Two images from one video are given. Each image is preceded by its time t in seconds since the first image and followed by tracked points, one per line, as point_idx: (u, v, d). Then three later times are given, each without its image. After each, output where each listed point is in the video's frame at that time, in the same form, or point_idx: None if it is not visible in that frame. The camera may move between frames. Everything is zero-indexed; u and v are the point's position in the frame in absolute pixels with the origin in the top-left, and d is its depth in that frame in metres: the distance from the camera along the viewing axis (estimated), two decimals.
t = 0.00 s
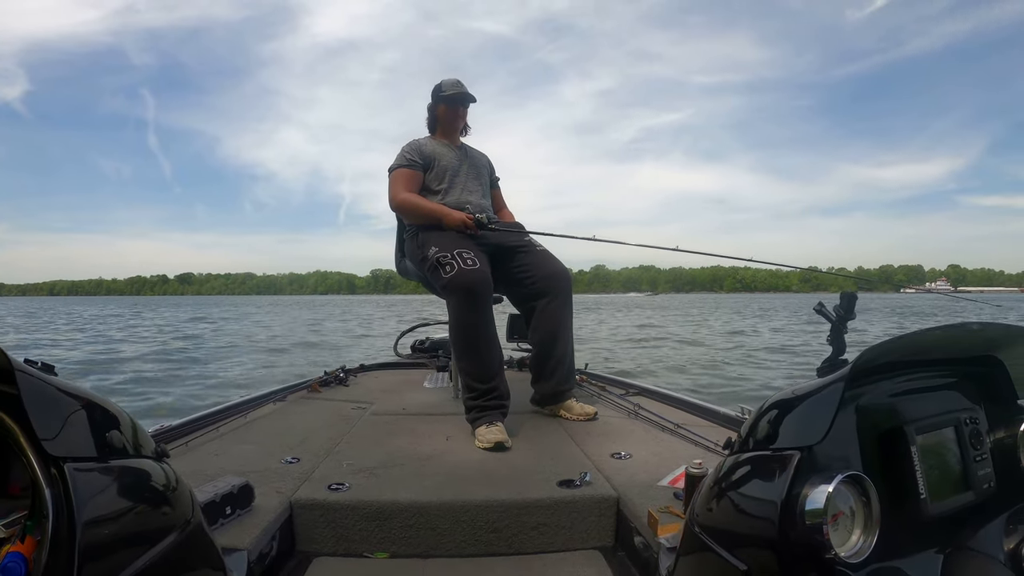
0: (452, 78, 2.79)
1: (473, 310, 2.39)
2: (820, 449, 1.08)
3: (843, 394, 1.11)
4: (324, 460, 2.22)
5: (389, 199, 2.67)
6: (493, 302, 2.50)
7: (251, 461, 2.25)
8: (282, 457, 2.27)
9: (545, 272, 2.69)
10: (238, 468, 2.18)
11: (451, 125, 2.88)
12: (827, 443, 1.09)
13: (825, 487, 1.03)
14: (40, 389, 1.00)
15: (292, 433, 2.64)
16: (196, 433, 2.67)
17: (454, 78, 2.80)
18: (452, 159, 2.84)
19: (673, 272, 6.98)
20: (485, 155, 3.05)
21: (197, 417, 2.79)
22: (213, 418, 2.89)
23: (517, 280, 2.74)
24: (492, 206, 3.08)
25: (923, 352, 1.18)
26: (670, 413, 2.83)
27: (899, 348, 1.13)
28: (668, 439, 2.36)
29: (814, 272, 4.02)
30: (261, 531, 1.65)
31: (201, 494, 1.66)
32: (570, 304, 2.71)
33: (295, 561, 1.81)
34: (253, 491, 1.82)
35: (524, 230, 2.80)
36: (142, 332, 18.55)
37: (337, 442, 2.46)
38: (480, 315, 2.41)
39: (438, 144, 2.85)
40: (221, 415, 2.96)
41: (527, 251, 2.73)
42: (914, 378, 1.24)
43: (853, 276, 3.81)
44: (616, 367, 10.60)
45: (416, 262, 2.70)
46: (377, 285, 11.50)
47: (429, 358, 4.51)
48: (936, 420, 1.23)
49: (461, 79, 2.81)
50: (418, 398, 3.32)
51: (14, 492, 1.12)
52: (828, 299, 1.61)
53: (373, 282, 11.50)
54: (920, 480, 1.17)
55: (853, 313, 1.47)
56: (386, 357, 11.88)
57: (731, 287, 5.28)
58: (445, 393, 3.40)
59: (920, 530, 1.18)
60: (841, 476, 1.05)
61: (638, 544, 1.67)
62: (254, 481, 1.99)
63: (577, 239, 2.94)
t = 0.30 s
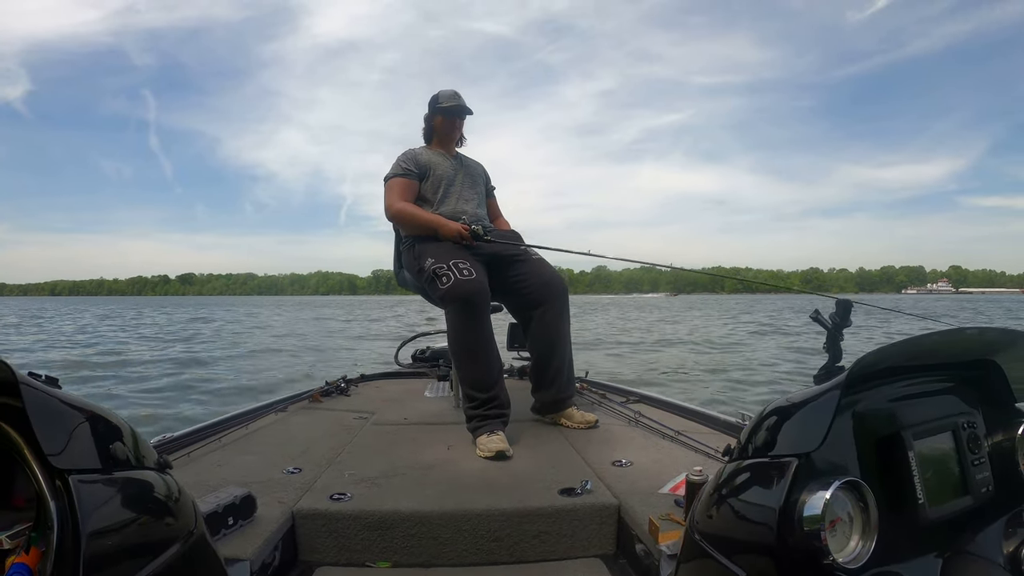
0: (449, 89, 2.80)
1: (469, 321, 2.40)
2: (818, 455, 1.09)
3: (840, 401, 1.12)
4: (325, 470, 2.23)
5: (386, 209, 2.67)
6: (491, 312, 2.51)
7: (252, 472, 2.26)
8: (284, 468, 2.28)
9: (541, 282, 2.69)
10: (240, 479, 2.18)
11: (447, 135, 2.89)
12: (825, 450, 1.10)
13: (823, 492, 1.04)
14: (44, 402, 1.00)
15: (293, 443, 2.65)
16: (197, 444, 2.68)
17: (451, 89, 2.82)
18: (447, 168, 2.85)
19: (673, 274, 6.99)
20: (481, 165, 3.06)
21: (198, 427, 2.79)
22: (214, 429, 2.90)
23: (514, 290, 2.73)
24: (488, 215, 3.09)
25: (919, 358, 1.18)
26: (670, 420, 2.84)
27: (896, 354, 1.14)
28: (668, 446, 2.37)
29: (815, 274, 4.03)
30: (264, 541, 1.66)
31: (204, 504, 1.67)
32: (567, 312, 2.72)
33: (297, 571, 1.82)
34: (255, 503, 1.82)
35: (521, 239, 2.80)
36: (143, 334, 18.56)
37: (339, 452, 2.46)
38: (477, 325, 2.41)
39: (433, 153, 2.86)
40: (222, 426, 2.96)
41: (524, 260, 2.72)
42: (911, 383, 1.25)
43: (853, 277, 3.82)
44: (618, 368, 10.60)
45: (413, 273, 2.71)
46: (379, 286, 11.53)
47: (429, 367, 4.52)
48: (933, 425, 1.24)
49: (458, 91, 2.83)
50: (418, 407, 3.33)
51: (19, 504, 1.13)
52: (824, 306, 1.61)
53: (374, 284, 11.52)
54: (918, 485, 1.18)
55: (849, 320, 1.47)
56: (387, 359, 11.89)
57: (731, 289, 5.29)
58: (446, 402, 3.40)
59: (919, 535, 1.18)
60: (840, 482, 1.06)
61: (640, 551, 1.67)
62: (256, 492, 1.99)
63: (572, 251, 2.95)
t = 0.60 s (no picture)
0: (443, 96, 2.80)
1: (475, 328, 2.40)
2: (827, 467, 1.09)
3: (849, 413, 1.12)
4: (330, 474, 2.23)
5: (388, 219, 2.69)
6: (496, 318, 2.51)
7: (257, 475, 2.26)
8: (288, 471, 2.28)
9: (546, 287, 2.69)
10: (245, 482, 2.19)
11: (444, 142, 2.90)
12: (834, 461, 1.10)
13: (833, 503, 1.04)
14: (55, 401, 1.01)
15: (297, 446, 2.66)
16: (201, 446, 2.69)
17: (445, 95, 2.82)
18: (447, 175, 2.86)
19: (676, 275, 7.00)
20: (481, 168, 3.06)
21: (203, 430, 2.80)
22: (219, 432, 2.91)
23: (519, 296, 2.74)
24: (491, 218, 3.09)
25: (928, 370, 1.18)
26: (675, 428, 2.84)
27: (904, 367, 1.14)
28: (673, 455, 2.37)
29: (818, 274, 4.03)
30: (269, 544, 1.67)
31: (210, 507, 1.68)
32: (571, 319, 2.72)
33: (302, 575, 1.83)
34: (260, 506, 1.83)
35: (525, 246, 2.80)
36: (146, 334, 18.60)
37: (343, 457, 2.47)
38: (482, 332, 2.42)
39: (432, 161, 2.87)
40: (226, 428, 2.97)
41: (528, 267, 2.72)
42: (919, 396, 1.25)
43: (856, 278, 3.82)
44: (621, 368, 10.60)
45: (419, 280, 2.72)
46: (381, 286, 11.53)
47: (433, 372, 4.53)
48: (941, 437, 1.24)
49: (452, 96, 2.83)
50: (422, 412, 3.33)
51: (27, 504, 1.13)
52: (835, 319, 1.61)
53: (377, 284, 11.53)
54: (925, 496, 1.18)
55: (860, 332, 1.47)
56: (390, 359, 11.91)
57: (735, 288, 5.29)
58: (449, 407, 3.41)
59: (925, 546, 1.19)
60: (849, 492, 1.06)
61: (645, 559, 1.67)
62: (261, 496, 2.00)
63: (572, 256, 2.95)
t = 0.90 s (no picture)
0: (438, 94, 2.79)
1: (484, 328, 2.39)
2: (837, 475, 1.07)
3: (860, 421, 1.10)
4: (332, 470, 2.22)
5: (396, 224, 2.67)
6: (504, 319, 2.50)
7: (259, 469, 2.25)
8: (290, 466, 2.27)
9: (554, 289, 2.67)
10: (247, 476, 2.18)
11: (446, 141, 2.88)
12: (842, 469, 1.08)
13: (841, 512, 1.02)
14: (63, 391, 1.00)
15: (298, 441, 2.64)
16: (203, 438, 2.68)
17: (440, 93, 2.80)
18: (451, 175, 2.84)
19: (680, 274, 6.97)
20: (486, 165, 3.05)
21: (204, 423, 2.79)
22: (220, 424, 2.90)
23: (526, 296, 2.73)
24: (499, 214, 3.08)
25: (937, 380, 1.16)
26: (677, 433, 2.82)
27: (915, 376, 1.12)
28: (675, 460, 2.35)
29: (822, 274, 4.01)
30: (270, 539, 1.65)
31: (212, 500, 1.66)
32: (579, 321, 2.70)
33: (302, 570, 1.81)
34: (262, 501, 1.81)
35: (534, 247, 2.78)
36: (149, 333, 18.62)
37: (345, 453, 2.45)
38: (491, 332, 2.40)
39: (435, 162, 2.86)
40: (227, 420, 2.96)
41: (536, 268, 2.71)
42: (928, 405, 1.23)
43: (860, 277, 3.79)
44: (623, 368, 10.58)
45: (427, 278, 2.70)
46: (384, 284, 11.51)
47: (435, 370, 4.52)
48: (948, 447, 1.22)
49: (448, 93, 2.81)
50: (424, 410, 3.32)
51: (32, 494, 1.12)
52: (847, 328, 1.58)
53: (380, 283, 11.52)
54: (931, 505, 1.16)
55: (871, 341, 1.45)
56: (392, 359, 11.90)
57: (738, 288, 5.27)
58: (451, 407, 3.39)
59: (931, 556, 1.17)
60: (858, 501, 1.04)
61: (647, 564, 1.66)
62: (264, 490, 1.99)
63: (583, 248, 2.93)
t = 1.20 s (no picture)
0: (443, 84, 2.78)
1: (486, 320, 2.39)
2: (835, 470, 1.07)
3: (859, 417, 1.10)
4: (329, 463, 2.22)
5: (400, 215, 2.67)
6: (507, 311, 2.50)
7: (257, 461, 2.25)
8: (288, 458, 2.27)
9: (556, 282, 2.67)
10: (245, 468, 2.17)
11: (453, 133, 2.87)
12: (841, 464, 1.08)
13: (838, 508, 1.02)
14: (56, 381, 1.00)
15: (296, 434, 2.64)
16: (200, 430, 2.68)
17: (445, 83, 2.79)
18: (458, 168, 2.84)
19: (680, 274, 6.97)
20: (491, 158, 3.04)
21: (202, 415, 2.79)
22: (219, 418, 2.90)
23: (528, 289, 2.72)
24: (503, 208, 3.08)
25: (937, 375, 1.16)
26: (676, 428, 2.81)
27: (915, 370, 1.11)
28: (674, 454, 2.34)
29: (823, 274, 4.00)
30: (267, 531, 1.65)
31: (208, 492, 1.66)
32: (581, 315, 2.70)
33: (299, 563, 1.81)
34: (259, 493, 1.81)
35: (537, 240, 2.78)
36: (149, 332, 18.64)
37: (343, 446, 2.45)
38: (493, 324, 2.40)
39: (442, 153, 2.85)
40: (224, 414, 2.96)
41: (539, 261, 2.71)
42: (927, 401, 1.22)
43: (861, 277, 3.78)
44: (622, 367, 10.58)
45: (428, 269, 2.70)
46: (384, 284, 11.52)
47: (434, 364, 4.52)
48: (947, 443, 1.21)
49: (452, 82, 2.80)
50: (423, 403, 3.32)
51: (26, 485, 1.12)
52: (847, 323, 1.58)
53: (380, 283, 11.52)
54: (930, 501, 1.16)
55: (871, 336, 1.45)
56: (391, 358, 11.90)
57: (738, 287, 5.26)
58: (450, 400, 3.39)
59: (929, 552, 1.16)
60: (856, 497, 1.04)
61: (644, 557, 1.65)
62: (262, 482, 1.99)
63: (584, 243, 2.92)
